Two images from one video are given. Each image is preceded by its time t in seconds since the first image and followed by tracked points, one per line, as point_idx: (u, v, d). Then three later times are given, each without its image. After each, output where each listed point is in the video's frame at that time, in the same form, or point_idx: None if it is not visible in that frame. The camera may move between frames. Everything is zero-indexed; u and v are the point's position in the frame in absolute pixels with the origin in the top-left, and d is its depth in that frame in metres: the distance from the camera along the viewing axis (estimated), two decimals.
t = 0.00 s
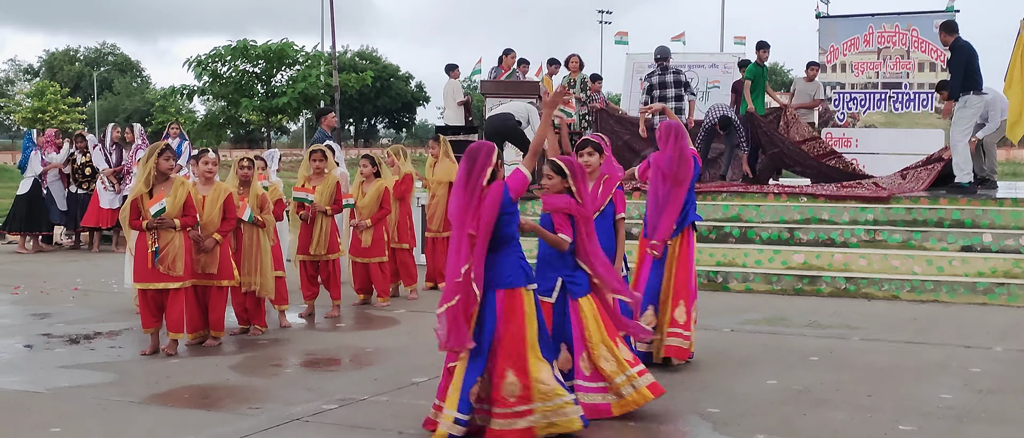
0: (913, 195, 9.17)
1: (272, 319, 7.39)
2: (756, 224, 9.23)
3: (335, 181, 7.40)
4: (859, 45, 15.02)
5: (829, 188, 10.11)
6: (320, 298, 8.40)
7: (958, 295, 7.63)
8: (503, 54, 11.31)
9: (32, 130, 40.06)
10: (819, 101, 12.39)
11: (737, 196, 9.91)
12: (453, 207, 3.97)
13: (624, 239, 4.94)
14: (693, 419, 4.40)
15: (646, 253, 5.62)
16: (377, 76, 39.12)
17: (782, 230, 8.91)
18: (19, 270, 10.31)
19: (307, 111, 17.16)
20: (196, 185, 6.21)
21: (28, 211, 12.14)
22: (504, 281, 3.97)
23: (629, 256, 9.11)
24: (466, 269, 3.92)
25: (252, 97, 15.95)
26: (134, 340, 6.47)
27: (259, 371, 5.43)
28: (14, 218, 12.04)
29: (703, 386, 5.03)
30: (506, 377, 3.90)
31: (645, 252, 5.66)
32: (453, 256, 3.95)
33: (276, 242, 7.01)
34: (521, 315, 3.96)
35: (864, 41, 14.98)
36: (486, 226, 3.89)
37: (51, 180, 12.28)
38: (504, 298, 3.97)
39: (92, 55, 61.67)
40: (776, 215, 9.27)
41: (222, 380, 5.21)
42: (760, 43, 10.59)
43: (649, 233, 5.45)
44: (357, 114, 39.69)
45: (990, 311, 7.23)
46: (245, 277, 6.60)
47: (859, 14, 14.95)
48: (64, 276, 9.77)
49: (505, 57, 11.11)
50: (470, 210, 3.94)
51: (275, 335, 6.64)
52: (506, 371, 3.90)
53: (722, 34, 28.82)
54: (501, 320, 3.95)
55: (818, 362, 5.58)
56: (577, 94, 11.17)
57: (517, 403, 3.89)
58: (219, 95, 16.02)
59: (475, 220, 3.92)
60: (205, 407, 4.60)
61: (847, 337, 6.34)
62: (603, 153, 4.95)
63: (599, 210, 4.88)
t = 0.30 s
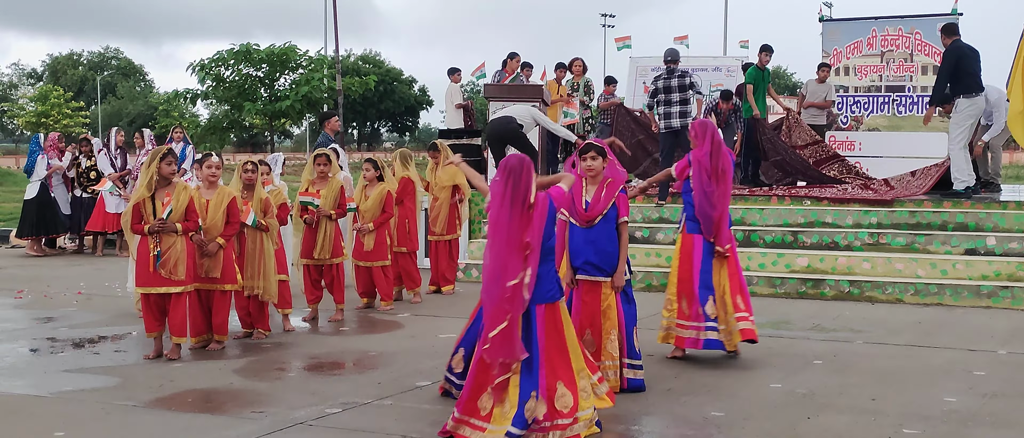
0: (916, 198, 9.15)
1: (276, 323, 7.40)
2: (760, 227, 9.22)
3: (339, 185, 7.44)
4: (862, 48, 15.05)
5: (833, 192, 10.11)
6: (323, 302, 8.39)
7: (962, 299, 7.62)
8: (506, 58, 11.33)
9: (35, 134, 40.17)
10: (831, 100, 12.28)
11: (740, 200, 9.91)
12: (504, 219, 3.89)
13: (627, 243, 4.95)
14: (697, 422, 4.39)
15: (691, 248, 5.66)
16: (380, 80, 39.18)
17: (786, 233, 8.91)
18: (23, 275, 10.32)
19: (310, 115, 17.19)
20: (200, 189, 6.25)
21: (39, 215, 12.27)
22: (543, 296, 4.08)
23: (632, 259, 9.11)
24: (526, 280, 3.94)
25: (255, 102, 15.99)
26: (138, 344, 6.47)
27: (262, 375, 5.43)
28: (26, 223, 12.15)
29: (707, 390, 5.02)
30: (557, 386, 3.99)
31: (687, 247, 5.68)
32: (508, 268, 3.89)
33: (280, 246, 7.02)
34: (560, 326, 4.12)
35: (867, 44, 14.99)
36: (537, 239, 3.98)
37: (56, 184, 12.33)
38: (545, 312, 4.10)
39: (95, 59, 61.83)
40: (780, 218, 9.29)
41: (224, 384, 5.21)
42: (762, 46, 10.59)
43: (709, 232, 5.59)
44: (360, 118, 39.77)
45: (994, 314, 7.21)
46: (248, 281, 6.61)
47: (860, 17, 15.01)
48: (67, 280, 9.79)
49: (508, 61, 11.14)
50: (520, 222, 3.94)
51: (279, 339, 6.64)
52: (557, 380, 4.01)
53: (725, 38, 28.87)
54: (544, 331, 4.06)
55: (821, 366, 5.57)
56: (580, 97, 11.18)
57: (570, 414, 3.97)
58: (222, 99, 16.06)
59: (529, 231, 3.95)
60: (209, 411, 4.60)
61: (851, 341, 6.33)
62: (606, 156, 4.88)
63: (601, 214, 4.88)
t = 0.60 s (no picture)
0: (915, 199, 9.16)
1: (274, 323, 7.39)
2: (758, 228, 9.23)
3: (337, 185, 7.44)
4: (860, 48, 15.03)
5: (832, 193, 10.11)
6: (322, 303, 8.39)
7: (960, 299, 7.63)
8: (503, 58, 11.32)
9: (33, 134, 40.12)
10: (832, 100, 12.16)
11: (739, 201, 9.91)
12: (553, 207, 3.97)
13: (625, 243, 4.92)
14: (696, 423, 4.40)
15: (716, 243, 5.86)
16: (379, 80, 39.17)
17: (784, 234, 8.92)
18: (20, 275, 10.30)
19: (308, 116, 17.17)
20: (199, 189, 6.24)
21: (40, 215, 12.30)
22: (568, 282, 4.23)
23: (630, 260, 9.11)
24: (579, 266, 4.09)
25: (253, 102, 15.96)
26: (136, 344, 6.46)
27: (261, 376, 5.43)
28: (27, 223, 12.15)
29: (705, 390, 5.03)
30: (576, 368, 4.12)
31: (712, 242, 5.87)
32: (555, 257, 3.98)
33: (277, 246, 7.02)
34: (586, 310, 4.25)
35: (865, 44, 15.00)
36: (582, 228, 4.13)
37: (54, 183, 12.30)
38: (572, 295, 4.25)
39: (93, 60, 61.78)
40: (778, 218, 9.26)
41: (222, 384, 5.20)
42: (760, 46, 10.60)
43: (734, 226, 5.83)
44: (358, 118, 39.78)
45: (992, 315, 7.22)
46: (245, 281, 6.61)
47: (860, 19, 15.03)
48: (65, 280, 9.79)
49: (507, 62, 11.13)
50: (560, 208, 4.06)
51: (277, 339, 6.64)
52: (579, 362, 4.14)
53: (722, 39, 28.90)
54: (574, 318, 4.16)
55: (820, 366, 5.58)
56: (580, 97, 11.18)
57: (583, 394, 4.12)
58: (220, 99, 16.05)
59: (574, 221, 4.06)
60: (208, 411, 4.60)
61: (849, 341, 6.34)
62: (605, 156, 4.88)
63: (600, 214, 4.86)
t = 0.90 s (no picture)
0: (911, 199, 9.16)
1: (270, 323, 7.38)
2: (754, 228, 9.24)
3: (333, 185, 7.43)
4: (856, 49, 15.06)
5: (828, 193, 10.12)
6: (318, 303, 8.38)
7: (955, 300, 7.64)
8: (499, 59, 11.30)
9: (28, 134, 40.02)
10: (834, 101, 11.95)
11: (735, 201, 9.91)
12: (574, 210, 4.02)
13: (621, 243, 4.91)
14: (691, 423, 4.39)
15: (716, 245, 5.99)
16: (374, 80, 39.14)
17: (780, 235, 8.92)
18: (15, 275, 10.26)
19: (303, 116, 17.14)
20: (194, 189, 6.23)
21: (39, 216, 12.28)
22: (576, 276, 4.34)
23: (625, 260, 9.11)
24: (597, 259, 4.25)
25: (249, 102, 15.92)
26: (131, 344, 6.45)
27: (256, 376, 5.42)
28: (26, 225, 12.12)
29: (700, 391, 5.02)
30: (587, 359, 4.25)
31: (712, 245, 5.98)
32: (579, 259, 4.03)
33: (274, 246, 7.01)
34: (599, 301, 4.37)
35: (861, 45, 15.01)
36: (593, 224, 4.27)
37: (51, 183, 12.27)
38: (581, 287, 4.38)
39: (88, 60, 61.66)
40: (774, 218, 9.29)
41: (218, 385, 5.19)
42: (756, 47, 10.60)
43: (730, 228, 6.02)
44: (354, 118, 39.76)
45: (987, 315, 7.23)
46: (240, 282, 6.60)
47: (856, 19, 15.08)
48: (60, 281, 9.76)
49: (502, 62, 11.12)
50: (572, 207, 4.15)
51: (272, 340, 6.62)
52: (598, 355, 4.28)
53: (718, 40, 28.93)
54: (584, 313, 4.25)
55: (816, 366, 5.58)
56: (577, 98, 11.12)
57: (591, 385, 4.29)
58: (216, 100, 16.02)
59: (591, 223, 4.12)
60: (203, 412, 4.59)
61: (845, 341, 6.34)
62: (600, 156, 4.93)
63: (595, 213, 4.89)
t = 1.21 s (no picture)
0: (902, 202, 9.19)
1: (261, 326, 7.36)
2: (745, 231, 9.26)
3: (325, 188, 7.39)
4: (847, 53, 15.05)
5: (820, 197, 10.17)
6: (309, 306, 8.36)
7: (945, 303, 7.66)
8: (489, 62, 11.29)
9: (17, 137, 39.83)
10: (834, 104, 11.97)
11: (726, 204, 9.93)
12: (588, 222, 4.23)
13: (611, 247, 4.93)
14: (683, 426, 4.39)
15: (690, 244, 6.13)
16: (366, 83, 39.12)
17: (771, 238, 8.94)
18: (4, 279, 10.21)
19: (294, 119, 17.12)
20: (184, 192, 6.19)
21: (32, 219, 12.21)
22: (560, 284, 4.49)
23: (617, 264, 9.11)
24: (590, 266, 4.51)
25: (240, 105, 15.88)
26: (121, 348, 6.42)
27: (247, 379, 5.39)
28: (18, 228, 12.02)
29: (692, 394, 5.03)
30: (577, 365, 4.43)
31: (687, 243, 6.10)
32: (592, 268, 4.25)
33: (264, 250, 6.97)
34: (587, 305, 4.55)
35: (851, 49, 15.03)
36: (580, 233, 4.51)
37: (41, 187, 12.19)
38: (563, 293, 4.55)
39: (79, 62, 61.46)
40: (764, 222, 9.34)
41: (209, 388, 5.17)
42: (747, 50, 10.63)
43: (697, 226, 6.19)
44: (345, 121, 39.76)
45: (976, 318, 7.26)
46: (231, 285, 6.58)
47: (846, 23, 15.10)
48: (49, 284, 9.70)
49: (493, 65, 11.12)
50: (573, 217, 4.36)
51: (263, 343, 6.60)
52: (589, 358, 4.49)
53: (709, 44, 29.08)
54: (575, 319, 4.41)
55: (807, 370, 5.59)
56: (568, 101, 11.13)
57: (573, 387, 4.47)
58: (207, 103, 15.99)
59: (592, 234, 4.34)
60: (193, 415, 4.57)
61: (836, 345, 6.35)
62: (590, 160, 4.91)
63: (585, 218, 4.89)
